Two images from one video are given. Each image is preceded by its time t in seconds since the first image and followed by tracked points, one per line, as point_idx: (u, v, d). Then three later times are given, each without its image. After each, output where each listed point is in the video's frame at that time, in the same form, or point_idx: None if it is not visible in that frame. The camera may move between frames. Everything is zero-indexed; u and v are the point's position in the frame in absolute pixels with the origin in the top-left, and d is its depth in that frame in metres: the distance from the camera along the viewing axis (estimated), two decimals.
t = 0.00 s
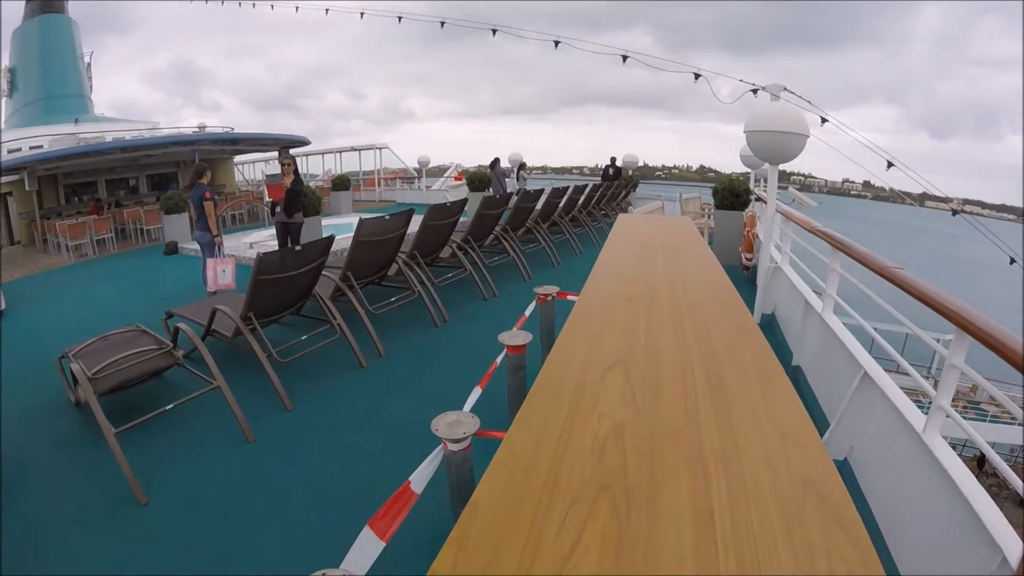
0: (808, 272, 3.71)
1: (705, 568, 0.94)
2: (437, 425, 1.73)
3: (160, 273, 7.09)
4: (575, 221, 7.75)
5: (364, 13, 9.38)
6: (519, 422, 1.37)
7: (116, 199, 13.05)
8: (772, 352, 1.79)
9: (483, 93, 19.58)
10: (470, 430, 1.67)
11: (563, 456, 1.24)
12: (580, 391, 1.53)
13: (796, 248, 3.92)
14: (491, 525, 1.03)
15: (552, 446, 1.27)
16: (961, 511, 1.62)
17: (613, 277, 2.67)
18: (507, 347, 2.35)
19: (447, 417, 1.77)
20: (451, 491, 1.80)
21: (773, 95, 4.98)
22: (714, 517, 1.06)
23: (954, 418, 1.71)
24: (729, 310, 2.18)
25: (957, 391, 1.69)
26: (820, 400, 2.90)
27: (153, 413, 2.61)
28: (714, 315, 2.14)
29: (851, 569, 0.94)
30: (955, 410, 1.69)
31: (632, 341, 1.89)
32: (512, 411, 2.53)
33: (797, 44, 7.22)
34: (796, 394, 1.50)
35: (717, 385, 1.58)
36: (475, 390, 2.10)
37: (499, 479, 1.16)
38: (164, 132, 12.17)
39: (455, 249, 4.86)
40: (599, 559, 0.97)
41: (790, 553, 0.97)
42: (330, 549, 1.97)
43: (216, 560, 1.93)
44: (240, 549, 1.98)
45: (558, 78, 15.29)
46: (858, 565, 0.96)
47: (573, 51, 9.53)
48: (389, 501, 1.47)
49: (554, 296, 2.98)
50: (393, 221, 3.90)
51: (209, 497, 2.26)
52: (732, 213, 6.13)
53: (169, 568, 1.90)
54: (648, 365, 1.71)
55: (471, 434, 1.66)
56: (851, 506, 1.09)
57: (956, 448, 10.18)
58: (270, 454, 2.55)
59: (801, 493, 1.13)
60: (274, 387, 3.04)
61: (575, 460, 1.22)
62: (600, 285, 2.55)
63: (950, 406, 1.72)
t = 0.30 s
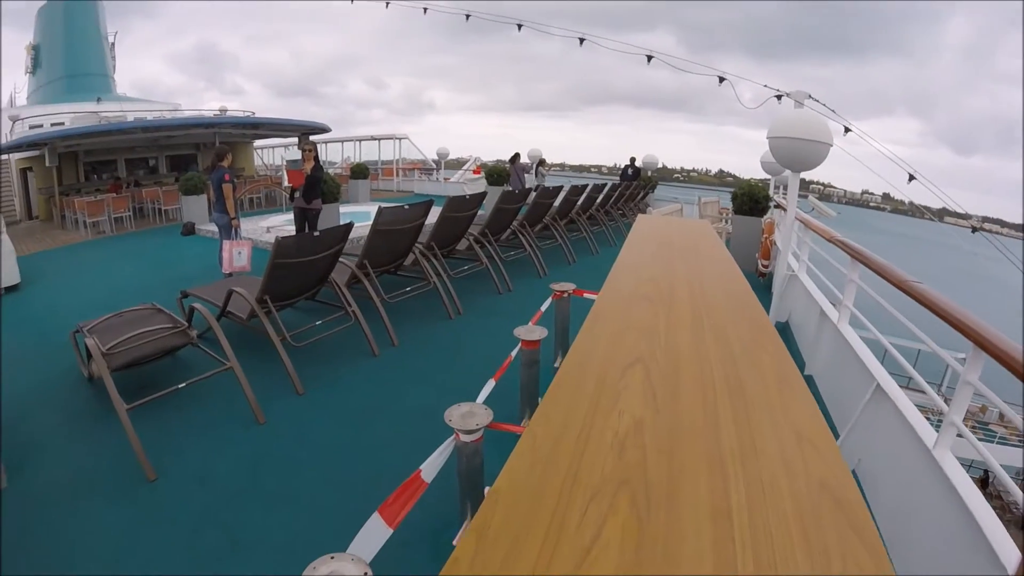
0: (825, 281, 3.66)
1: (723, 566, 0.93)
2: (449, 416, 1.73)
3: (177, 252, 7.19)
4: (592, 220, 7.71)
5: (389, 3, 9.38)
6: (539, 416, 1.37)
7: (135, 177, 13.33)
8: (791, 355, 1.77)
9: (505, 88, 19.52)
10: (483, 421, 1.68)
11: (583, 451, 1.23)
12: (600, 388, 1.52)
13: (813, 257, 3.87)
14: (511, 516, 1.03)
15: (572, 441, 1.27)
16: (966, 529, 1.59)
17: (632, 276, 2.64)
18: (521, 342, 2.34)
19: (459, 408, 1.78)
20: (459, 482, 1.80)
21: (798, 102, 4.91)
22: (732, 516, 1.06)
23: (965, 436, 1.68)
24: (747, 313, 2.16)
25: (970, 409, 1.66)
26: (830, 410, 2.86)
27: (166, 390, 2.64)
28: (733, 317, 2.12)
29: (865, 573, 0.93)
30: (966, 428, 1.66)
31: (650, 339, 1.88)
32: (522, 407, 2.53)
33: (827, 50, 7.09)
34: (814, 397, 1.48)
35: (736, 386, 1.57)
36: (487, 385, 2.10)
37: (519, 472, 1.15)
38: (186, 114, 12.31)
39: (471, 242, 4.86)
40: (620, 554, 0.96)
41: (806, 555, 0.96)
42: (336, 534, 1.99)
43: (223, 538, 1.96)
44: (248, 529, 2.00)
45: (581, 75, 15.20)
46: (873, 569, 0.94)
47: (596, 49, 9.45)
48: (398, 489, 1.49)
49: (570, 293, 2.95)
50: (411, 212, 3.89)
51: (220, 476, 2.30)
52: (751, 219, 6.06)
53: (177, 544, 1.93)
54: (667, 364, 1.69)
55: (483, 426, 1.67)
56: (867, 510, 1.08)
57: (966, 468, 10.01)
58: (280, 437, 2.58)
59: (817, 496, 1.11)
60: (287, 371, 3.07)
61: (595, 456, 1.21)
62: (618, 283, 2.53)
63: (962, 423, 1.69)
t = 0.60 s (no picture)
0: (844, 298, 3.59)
1: None
2: (468, 421, 1.72)
3: (197, 249, 7.29)
4: (611, 229, 7.67)
5: (414, 8, 9.47)
6: (567, 422, 1.35)
7: (156, 173, 13.61)
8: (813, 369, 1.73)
9: (525, 95, 19.59)
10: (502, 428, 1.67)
11: (609, 458, 1.21)
12: (624, 394, 1.50)
13: (833, 273, 3.80)
14: (541, 521, 1.02)
15: (599, 448, 1.25)
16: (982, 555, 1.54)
17: (654, 286, 2.60)
18: (541, 350, 2.32)
19: (479, 414, 1.76)
20: (476, 489, 1.79)
21: (822, 117, 4.85)
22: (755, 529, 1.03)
23: (981, 459, 1.62)
24: (768, 325, 2.11)
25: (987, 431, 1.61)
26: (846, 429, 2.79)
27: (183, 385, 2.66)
28: (754, 328, 2.07)
29: None
30: (982, 450, 1.61)
31: (672, 348, 1.84)
32: (539, 415, 2.50)
33: (853, 65, 6.99)
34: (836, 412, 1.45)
35: (758, 398, 1.53)
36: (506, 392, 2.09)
37: (547, 476, 1.14)
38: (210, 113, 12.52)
39: (491, 248, 4.86)
40: (647, 564, 0.94)
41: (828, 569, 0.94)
42: (347, 536, 1.97)
43: (235, 534, 1.97)
44: (260, 526, 2.01)
45: (602, 85, 15.20)
46: None
47: (618, 59, 9.44)
48: (416, 492, 1.49)
49: (590, 302, 2.90)
50: (432, 216, 3.91)
51: (234, 471, 2.31)
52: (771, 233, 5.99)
53: (188, 539, 1.94)
54: (690, 374, 1.66)
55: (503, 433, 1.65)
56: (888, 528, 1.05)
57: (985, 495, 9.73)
58: (295, 435, 2.59)
59: (838, 512, 1.08)
60: (304, 370, 3.08)
61: (621, 464, 1.19)
62: (639, 292, 2.50)
63: (978, 445, 1.63)
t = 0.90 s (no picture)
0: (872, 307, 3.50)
1: None
2: (496, 419, 1.71)
3: (223, 241, 7.42)
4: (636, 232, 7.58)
5: (442, 7, 9.47)
6: (604, 422, 1.33)
7: (185, 166, 13.93)
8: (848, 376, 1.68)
9: (551, 96, 19.50)
10: (529, 428, 1.66)
11: (645, 460, 1.20)
12: (658, 396, 1.48)
13: (861, 281, 3.69)
14: (580, 519, 1.02)
15: (636, 450, 1.23)
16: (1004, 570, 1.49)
17: (685, 290, 2.55)
18: (568, 350, 2.30)
19: (507, 412, 1.76)
20: (499, 487, 1.79)
21: (850, 123, 4.76)
22: (790, 534, 1.02)
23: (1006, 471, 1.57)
24: (801, 331, 2.06)
25: (1013, 443, 1.56)
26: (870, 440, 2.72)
27: (209, 375, 2.70)
28: (787, 334, 2.03)
29: None
30: (1007, 462, 1.56)
31: (704, 351, 1.82)
32: (563, 416, 2.49)
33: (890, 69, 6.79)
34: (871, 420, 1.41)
35: (792, 403, 1.50)
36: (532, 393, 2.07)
37: (586, 475, 1.13)
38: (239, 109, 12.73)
39: (517, 248, 4.85)
40: (686, 564, 0.93)
41: None
42: (369, 530, 1.98)
43: (260, 524, 2.00)
44: (282, 517, 2.03)
45: (629, 86, 15.04)
46: None
47: (646, 60, 9.32)
48: (443, 488, 1.49)
49: (616, 304, 2.86)
50: (460, 215, 3.91)
51: (260, 462, 2.34)
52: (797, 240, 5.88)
53: (212, 527, 1.98)
54: (723, 377, 1.63)
55: (529, 433, 1.64)
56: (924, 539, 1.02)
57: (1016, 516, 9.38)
58: (319, 429, 2.61)
59: (872, 522, 1.06)
60: (330, 363, 3.11)
61: (657, 465, 1.18)
62: (669, 295, 2.46)
63: (1003, 457, 1.58)
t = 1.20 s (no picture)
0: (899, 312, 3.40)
1: None
2: (522, 417, 1.70)
3: (249, 236, 7.55)
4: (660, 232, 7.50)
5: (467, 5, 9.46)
6: (638, 421, 1.32)
7: (210, 160, 14.23)
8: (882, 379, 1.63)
9: (574, 94, 19.38)
10: (557, 426, 1.64)
11: (680, 458, 1.18)
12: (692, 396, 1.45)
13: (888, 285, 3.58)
14: (619, 516, 1.00)
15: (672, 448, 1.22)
16: None
17: (714, 292, 2.50)
18: (593, 349, 2.28)
19: (533, 410, 1.74)
20: (524, 486, 1.77)
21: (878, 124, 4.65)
22: (826, 536, 0.99)
23: None
24: (833, 333, 2.00)
25: None
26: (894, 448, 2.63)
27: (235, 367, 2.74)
28: (818, 336, 1.97)
29: None
30: None
31: (735, 351, 1.78)
32: (587, 416, 2.46)
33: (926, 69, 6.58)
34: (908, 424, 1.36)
35: (825, 405, 1.46)
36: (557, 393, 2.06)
37: (623, 473, 1.12)
38: (265, 104, 12.93)
39: (541, 246, 4.83)
40: (725, 564, 0.92)
41: None
42: (389, 524, 1.99)
43: (280, 516, 2.02)
44: (303, 509, 2.06)
45: (654, 85, 14.86)
46: None
47: (672, 59, 9.20)
48: (468, 485, 1.49)
49: (643, 304, 2.83)
50: (485, 212, 3.90)
51: (283, 455, 2.37)
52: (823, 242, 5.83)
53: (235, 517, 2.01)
54: (756, 377, 1.59)
55: (557, 431, 1.63)
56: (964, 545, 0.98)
57: None
58: (342, 423, 2.63)
59: (908, 526, 1.02)
60: (354, 358, 3.14)
61: (694, 465, 1.16)
62: (697, 296, 2.42)
63: None
